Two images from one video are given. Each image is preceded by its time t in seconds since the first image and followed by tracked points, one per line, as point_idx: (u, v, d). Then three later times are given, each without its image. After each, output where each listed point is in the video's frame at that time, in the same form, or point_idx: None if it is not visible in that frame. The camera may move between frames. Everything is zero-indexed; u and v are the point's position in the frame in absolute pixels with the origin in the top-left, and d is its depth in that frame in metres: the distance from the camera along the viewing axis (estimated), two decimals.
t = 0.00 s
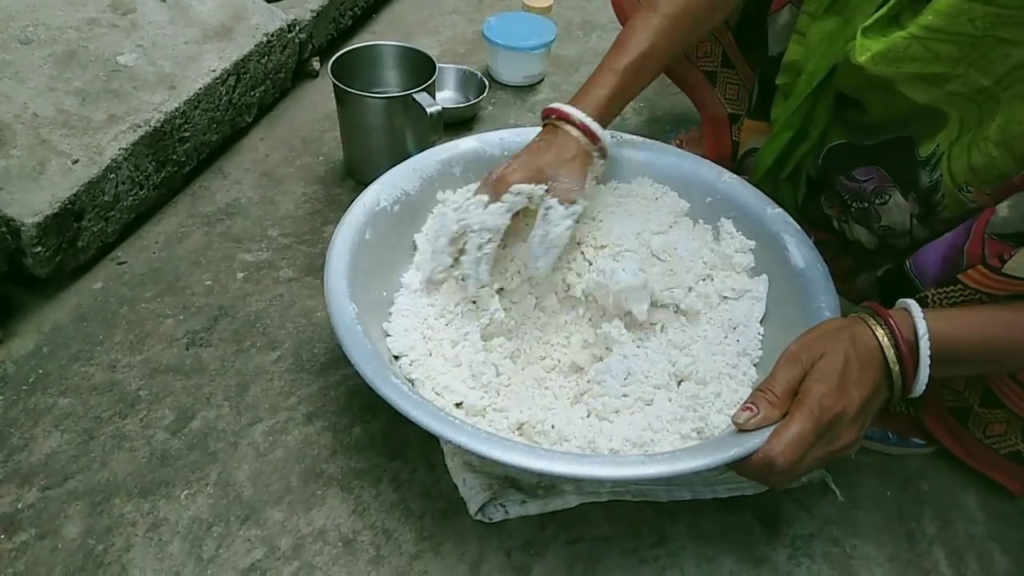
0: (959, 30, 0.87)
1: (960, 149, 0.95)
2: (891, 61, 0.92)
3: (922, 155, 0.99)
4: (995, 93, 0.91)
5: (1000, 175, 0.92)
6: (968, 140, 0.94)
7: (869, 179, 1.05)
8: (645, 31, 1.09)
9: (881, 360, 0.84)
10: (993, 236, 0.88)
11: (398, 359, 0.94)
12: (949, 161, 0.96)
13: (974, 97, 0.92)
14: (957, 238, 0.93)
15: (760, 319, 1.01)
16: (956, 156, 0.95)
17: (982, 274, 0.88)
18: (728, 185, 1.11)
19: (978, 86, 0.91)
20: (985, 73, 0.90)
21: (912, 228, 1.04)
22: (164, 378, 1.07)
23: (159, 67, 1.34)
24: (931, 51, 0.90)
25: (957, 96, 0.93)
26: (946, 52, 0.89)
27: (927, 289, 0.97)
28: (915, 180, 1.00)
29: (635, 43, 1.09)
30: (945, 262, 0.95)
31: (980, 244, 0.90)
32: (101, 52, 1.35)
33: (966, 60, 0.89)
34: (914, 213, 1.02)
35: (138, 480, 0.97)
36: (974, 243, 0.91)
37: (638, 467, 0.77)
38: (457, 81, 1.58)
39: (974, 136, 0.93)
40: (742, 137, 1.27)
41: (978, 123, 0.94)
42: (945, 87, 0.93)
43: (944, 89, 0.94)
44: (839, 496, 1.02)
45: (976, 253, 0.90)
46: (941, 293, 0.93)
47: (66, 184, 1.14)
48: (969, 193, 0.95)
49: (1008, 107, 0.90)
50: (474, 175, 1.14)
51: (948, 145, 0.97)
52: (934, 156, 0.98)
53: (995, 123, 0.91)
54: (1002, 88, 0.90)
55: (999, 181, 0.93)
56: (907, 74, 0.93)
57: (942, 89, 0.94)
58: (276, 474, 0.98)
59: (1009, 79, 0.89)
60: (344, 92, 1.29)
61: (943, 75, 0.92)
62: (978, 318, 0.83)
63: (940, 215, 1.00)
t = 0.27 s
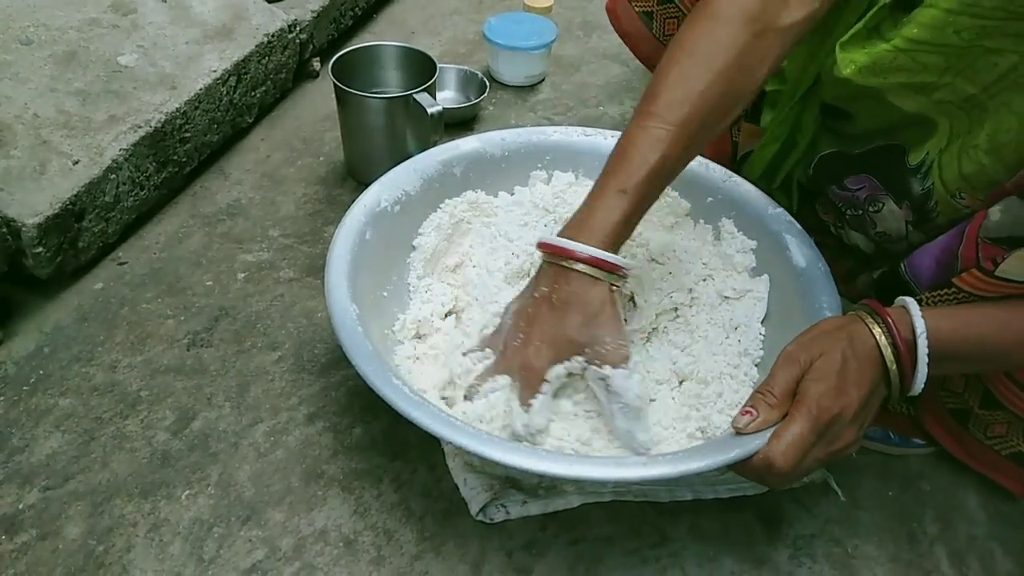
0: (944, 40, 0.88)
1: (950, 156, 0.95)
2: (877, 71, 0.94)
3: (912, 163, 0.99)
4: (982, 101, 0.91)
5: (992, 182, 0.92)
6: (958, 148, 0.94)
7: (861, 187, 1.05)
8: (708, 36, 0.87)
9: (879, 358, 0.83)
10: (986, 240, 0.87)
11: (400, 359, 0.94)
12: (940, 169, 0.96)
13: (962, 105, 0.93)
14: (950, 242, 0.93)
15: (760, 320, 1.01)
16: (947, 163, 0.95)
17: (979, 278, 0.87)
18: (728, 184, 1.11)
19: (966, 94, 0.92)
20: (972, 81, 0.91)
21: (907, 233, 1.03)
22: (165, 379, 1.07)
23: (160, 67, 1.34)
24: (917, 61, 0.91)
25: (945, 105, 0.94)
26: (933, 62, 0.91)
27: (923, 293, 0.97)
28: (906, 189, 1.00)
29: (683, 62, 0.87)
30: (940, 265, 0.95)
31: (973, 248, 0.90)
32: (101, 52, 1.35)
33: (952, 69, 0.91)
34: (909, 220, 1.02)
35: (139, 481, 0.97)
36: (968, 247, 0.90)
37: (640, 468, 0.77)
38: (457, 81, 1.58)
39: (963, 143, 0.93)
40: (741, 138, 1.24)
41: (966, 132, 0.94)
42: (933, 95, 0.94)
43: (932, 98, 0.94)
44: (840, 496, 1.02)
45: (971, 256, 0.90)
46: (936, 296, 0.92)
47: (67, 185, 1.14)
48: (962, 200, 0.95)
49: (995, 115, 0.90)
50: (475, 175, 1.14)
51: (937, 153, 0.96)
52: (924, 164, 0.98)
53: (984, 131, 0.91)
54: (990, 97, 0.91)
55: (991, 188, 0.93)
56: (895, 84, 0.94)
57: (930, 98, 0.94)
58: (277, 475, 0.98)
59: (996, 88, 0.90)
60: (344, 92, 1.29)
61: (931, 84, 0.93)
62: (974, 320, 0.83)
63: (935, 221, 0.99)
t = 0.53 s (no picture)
0: (958, 23, 0.87)
1: (960, 141, 0.94)
2: (890, 56, 0.94)
3: (922, 148, 0.99)
4: (995, 86, 0.90)
5: (999, 167, 0.91)
6: (968, 133, 0.93)
7: (870, 173, 1.05)
8: None
9: (883, 358, 0.83)
10: (992, 229, 0.87)
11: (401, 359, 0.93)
12: (950, 154, 0.95)
13: (975, 90, 0.92)
14: (956, 234, 0.93)
15: (762, 319, 1.00)
16: (957, 148, 0.94)
17: (989, 269, 0.88)
18: (730, 184, 1.11)
19: (979, 78, 0.91)
20: (986, 65, 0.89)
21: (913, 222, 1.03)
22: (165, 378, 1.07)
23: (160, 66, 1.34)
24: (931, 44, 0.90)
25: (958, 90, 0.93)
26: (947, 45, 0.90)
27: (927, 285, 0.97)
28: (915, 175, 1.00)
29: (712, 19, 0.95)
30: (945, 258, 0.95)
31: (978, 238, 0.89)
32: (101, 51, 1.35)
33: (965, 53, 0.90)
34: (915, 207, 1.02)
35: (139, 481, 0.97)
36: (973, 237, 0.90)
37: (641, 467, 0.77)
38: (457, 80, 1.58)
39: (974, 128, 0.93)
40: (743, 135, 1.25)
41: (978, 117, 0.93)
42: (946, 79, 0.93)
43: (945, 82, 0.94)
44: (842, 495, 1.02)
45: (976, 246, 0.90)
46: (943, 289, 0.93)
47: (67, 185, 1.14)
48: (969, 186, 0.94)
49: (1007, 99, 0.89)
50: (475, 175, 1.14)
51: (948, 139, 0.96)
52: (933, 150, 0.97)
53: (995, 115, 0.90)
54: (1003, 82, 0.89)
55: (998, 173, 0.91)
56: (907, 69, 0.94)
57: (943, 82, 0.94)
58: (278, 475, 0.98)
59: (1009, 73, 0.88)
60: (344, 91, 1.29)
61: (944, 68, 0.92)
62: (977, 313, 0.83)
63: (940, 209, 0.99)
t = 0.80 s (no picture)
0: (960, 30, 0.87)
1: (960, 148, 0.95)
2: (890, 62, 0.93)
3: (922, 155, 0.99)
4: (996, 92, 0.91)
5: (999, 173, 0.91)
6: (969, 139, 0.94)
7: (870, 179, 1.05)
8: None
9: (883, 360, 0.83)
10: (992, 235, 0.87)
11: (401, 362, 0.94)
12: (950, 160, 0.96)
13: (975, 96, 0.93)
14: (957, 239, 0.92)
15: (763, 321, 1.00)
16: (957, 154, 0.95)
17: (990, 276, 0.87)
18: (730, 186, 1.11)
19: (980, 84, 0.91)
20: (986, 71, 0.90)
21: (913, 227, 1.03)
22: (166, 382, 1.07)
23: (161, 70, 1.34)
24: (931, 52, 0.90)
25: (958, 96, 0.94)
26: (947, 52, 0.90)
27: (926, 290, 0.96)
28: (915, 180, 1.00)
29: None
30: (945, 262, 0.94)
31: (979, 244, 0.89)
32: (102, 55, 1.35)
33: (966, 60, 0.90)
34: (915, 213, 1.02)
35: (140, 484, 0.97)
36: (974, 243, 0.90)
37: (641, 470, 0.77)
38: (458, 84, 1.58)
39: (974, 135, 0.93)
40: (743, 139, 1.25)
41: (979, 122, 0.94)
42: (946, 86, 0.94)
43: (945, 88, 0.94)
44: (842, 498, 1.02)
45: (975, 252, 0.89)
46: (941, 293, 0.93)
47: (68, 188, 1.14)
48: (969, 191, 0.95)
49: (1008, 105, 0.90)
50: (476, 178, 1.14)
51: (948, 145, 0.97)
52: (934, 155, 0.98)
53: (995, 122, 0.90)
54: (1003, 87, 0.90)
55: (999, 179, 0.92)
56: (908, 75, 0.94)
57: (943, 89, 0.94)
58: (278, 478, 0.98)
59: (1009, 79, 0.89)
60: (345, 95, 1.29)
61: (945, 75, 0.93)
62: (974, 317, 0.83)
63: (941, 215, 0.99)
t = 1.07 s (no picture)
0: (930, 51, 0.88)
1: (938, 166, 0.95)
2: (864, 84, 0.93)
3: (901, 173, 0.99)
4: (969, 109, 0.91)
5: (979, 189, 0.92)
6: (945, 157, 0.94)
7: (852, 199, 1.05)
8: None
9: (880, 358, 0.84)
10: (975, 248, 0.88)
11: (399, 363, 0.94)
12: (928, 178, 0.96)
13: (949, 113, 0.93)
14: (940, 250, 0.93)
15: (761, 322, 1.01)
16: (935, 172, 0.95)
17: (969, 287, 0.87)
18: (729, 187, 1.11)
19: (952, 102, 0.92)
20: (958, 90, 0.91)
21: (899, 242, 1.03)
22: (165, 383, 1.07)
23: (161, 72, 1.34)
24: (903, 73, 0.90)
25: (933, 114, 0.94)
26: (919, 73, 0.90)
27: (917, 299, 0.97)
28: (896, 199, 1.00)
29: (623, 27, 1.07)
30: (931, 273, 0.95)
31: (963, 255, 0.90)
32: (102, 58, 1.35)
33: (939, 79, 0.90)
34: (899, 229, 1.02)
35: (140, 486, 0.97)
36: (958, 255, 0.91)
37: (640, 468, 0.77)
38: (457, 86, 1.59)
39: (950, 154, 0.94)
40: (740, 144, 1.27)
41: (953, 140, 0.94)
42: (921, 104, 0.94)
43: (920, 107, 0.94)
44: (841, 500, 1.02)
45: (960, 264, 0.91)
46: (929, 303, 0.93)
47: (67, 190, 1.14)
48: (951, 208, 0.95)
49: (981, 123, 0.91)
50: (475, 180, 1.14)
51: (925, 162, 0.97)
52: (913, 174, 0.98)
53: (970, 139, 0.91)
54: (976, 104, 0.91)
55: (979, 195, 0.92)
56: (882, 96, 0.94)
57: (918, 108, 0.94)
58: (278, 479, 0.98)
59: (981, 96, 0.90)
60: (344, 97, 1.30)
61: (918, 94, 0.93)
62: (971, 318, 0.83)
63: (924, 230, 0.99)
